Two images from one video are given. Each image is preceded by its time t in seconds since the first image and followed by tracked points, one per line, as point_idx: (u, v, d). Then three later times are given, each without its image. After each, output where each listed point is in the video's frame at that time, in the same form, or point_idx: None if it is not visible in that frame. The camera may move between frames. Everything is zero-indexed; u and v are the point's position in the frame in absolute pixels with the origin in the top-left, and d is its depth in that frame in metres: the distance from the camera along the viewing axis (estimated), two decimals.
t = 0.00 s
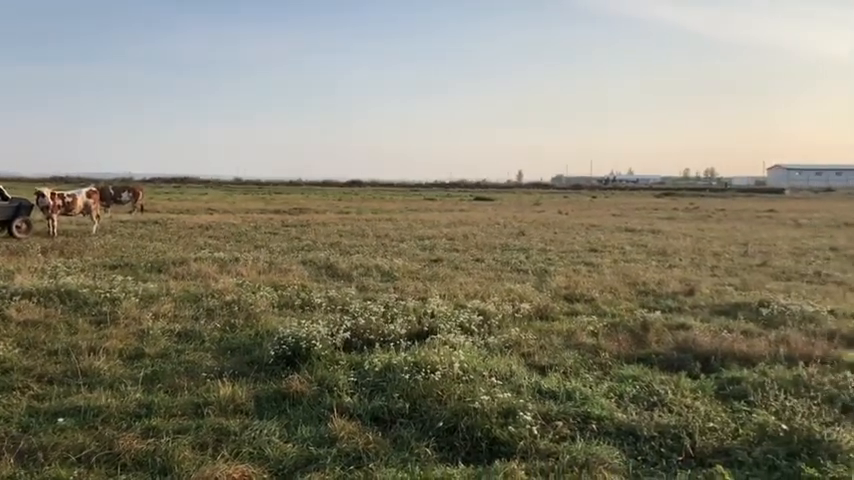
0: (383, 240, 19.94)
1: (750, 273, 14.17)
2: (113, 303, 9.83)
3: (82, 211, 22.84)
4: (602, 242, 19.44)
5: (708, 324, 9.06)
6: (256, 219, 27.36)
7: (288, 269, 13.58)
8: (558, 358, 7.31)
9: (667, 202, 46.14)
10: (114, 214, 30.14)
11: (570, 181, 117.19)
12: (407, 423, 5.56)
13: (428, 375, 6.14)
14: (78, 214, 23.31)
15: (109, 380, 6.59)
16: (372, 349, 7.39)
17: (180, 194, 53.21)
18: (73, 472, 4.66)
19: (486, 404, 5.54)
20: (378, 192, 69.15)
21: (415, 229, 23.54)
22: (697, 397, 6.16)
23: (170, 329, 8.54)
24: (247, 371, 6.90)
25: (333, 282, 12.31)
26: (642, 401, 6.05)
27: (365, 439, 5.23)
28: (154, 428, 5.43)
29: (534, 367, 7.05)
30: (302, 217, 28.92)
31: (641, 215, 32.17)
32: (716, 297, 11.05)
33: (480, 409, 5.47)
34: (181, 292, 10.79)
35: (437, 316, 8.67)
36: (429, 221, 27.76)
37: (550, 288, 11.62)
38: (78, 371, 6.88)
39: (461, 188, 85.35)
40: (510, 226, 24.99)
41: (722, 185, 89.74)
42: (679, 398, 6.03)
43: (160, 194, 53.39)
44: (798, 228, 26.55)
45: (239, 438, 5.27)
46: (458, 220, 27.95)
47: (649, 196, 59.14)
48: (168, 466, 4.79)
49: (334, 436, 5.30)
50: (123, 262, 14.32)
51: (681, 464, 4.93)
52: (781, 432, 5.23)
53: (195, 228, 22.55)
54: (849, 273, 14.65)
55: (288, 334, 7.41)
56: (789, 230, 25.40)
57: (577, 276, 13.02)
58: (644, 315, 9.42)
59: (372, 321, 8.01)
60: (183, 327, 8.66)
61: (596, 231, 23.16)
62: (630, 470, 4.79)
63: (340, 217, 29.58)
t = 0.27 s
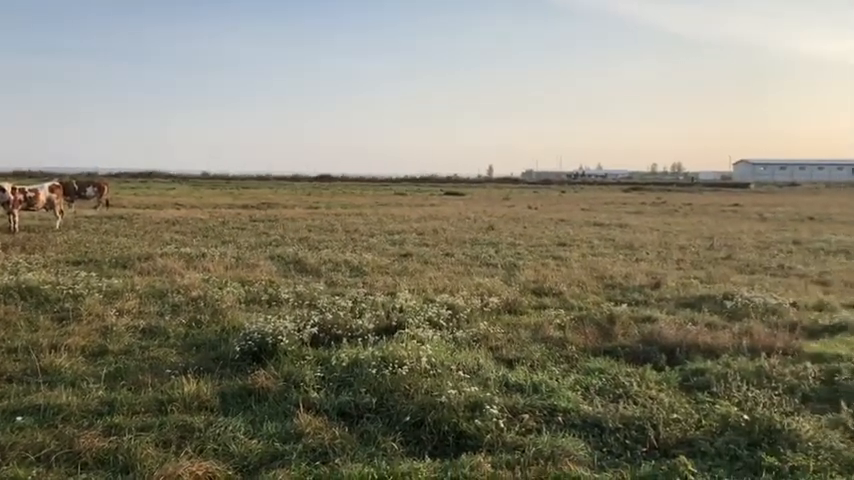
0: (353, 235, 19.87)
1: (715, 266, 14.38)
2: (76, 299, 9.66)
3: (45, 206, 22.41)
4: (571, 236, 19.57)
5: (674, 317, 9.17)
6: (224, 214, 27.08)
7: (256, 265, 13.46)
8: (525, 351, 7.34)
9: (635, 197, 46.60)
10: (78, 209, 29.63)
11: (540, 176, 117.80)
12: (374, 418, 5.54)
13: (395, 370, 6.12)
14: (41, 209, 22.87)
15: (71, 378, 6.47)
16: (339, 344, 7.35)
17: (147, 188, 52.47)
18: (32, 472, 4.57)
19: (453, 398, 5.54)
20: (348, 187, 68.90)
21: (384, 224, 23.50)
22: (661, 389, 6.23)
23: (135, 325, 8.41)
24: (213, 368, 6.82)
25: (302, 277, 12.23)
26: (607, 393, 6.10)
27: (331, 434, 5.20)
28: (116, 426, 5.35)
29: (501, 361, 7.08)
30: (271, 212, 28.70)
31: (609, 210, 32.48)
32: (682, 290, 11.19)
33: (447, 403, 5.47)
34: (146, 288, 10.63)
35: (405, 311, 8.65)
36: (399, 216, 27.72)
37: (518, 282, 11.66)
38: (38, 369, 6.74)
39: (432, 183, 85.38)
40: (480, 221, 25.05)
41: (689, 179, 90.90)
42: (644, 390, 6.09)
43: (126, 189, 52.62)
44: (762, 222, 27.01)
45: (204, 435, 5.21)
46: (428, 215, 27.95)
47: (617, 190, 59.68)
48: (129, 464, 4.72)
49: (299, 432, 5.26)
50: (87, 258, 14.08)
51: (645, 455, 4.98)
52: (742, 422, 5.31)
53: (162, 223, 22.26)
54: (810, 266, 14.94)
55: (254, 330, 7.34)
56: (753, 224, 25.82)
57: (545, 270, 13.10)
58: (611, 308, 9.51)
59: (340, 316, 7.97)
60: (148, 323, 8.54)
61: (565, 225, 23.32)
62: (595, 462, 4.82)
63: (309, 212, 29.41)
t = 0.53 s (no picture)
0: (321, 229, 19.77)
1: (680, 259, 14.58)
2: (37, 296, 9.47)
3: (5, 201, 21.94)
4: (539, 230, 19.69)
5: (639, 310, 9.28)
6: (191, 209, 26.77)
7: (223, 259, 13.33)
8: (492, 345, 7.37)
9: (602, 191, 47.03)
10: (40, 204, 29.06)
11: (508, 171, 118.25)
12: (340, 413, 5.52)
13: (362, 364, 6.10)
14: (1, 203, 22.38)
15: (31, 375, 6.34)
16: (306, 340, 7.31)
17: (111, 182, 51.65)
18: None
19: (420, 392, 5.54)
20: (317, 182, 68.53)
21: (353, 218, 23.42)
22: (626, 381, 6.30)
23: (97, 321, 8.28)
24: (177, 364, 6.73)
25: (269, 272, 12.14)
26: (573, 385, 6.15)
27: (297, 429, 5.17)
28: (77, 424, 5.26)
29: (469, 354, 7.10)
30: (238, 207, 28.44)
31: (576, 205, 32.73)
32: (647, 283, 11.33)
33: (413, 397, 5.47)
34: (109, 284, 10.46)
35: (373, 305, 8.63)
36: (368, 210, 27.66)
37: (487, 276, 11.71)
38: None
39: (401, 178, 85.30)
40: (449, 215, 25.08)
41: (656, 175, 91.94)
42: (609, 382, 6.15)
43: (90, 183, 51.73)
44: (726, 216, 27.46)
45: (167, 432, 5.14)
46: (397, 209, 27.92)
47: (585, 185, 60.14)
48: (91, 462, 4.65)
49: (265, 428, 5.22)
50: (48, 253, 13.81)
51: (609, 446, 5.03)
52: (704, 413, 5.39)
53: (126, 218, 21.92)
54: (772, 259, 15.21)
55: (219, 326, 7.27)
56: (717, 218, 26.23)
57: (513, 264, 13.17)
58: (577, 302, 9.59)
59: (307, 310, 7.93)
60: (111, 319, 8.41)
61: (533, 220, 23.45)
62: (560, 454, 4.86)
63: (277, 207, 29.19)
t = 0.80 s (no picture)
0: (289, 225, 19.63)
1: (646, 254, 14.74)
2: None
3: None
4: (508, 225, 19.78)
5: (606, 304, 9.37)
6: (157, 205, 26.40)
7: (189, 256, 13.17)
8: (461, 340, 7.38)
9: (569, 187, 47.41)
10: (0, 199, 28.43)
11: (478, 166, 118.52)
12: (308, 410, 5.48)
13: (330, 361, 6.07)
14: None
15: None
16: (274, 336, 7.25)
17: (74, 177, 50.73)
18: None
19: (388, 387, 5.53)
20: (285, 177, 68.04)
21: (322, 214, 23.31)
22: (593, 374, 6.36)
23: (60, 319, 8.13)
24: (142, 362, 6.64)
25: (236, 268, 12.02)
26: (541, 379, 6.19)
27: (264, 426, 5.12)
28: (39, 424, 5.15)
29: (437, 349, 7.10)
30: (206, 202, 28.12)
31: (545, 200, 32.94)
32: (614, 278, 11.45)
33: (381, 393, 5.46)
34: (72, 280, 10.27)
35: (342, 301, 8.59)
36: (337, 206, 27.53)
37: (456, 271, 11.73)
38: None
39: (370, 173, 85.03)
40: (418, 211, 25.08)
41: (623, 170, 92.83)
42: (576, 376, 6.20)
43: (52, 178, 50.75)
44: (691, 212, 27.85)
45: (132, 430, 5.07)
46: (367, 205, 27.85)
47: (553, 181, 60.51)
48: (53, 463, 4.56)
49: (232, 425, 5.17)
50: (9, 250, 13.52)
51: (577, 440, 5.07)
52: (670, 406, 5.46)
53: (90, 214, 21.54)
54: (735, 253, 15.46)
55: (185, 323, 7.18)
56: (683, 213, 26.60)
57: (482, 259, 13.21)
58: (545, 296, 9.65)
59: (274, 307, 7.87)
60: (74, 316, 8.26)
61: (501, 215, 23.53)
62: (528, 448, 4.89)
63: (245, 202, 28.93)
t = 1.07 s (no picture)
0: (253, 222, 19.43)
1: (610, 249, 14.88)
2: None
3: None
4: (473, 222, 19.83)
5: (570, 299, 9.44)
6: (117, 202, 25.93)
7: (151, 254, 12.95)
8: (427, 336, 7.37)
9: (534, 183, 47.70)
10: None
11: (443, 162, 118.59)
12: (272, 409, 5.42)
13: (294, 359, 6.01)
14: None
15: None
16: (237, 335, 7.16)
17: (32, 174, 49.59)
18: None
19: (353, 385, 5.49)
20: (250, 173, 67.35)
21: (286, 211, 23.13)
22: (557, 369, 6.39)
23: (16, 320, 7.92)
24: (101, 362, 6.50)
25: (199, 266, 11.86)
26: (506, 375, 6.20)
27: (227, 426, 5.05)
28: None
29: (403, 346, 7.08)
30: (167, 199, 27.70)
31: (510, 196, 33.11)
32: (578, 273, 11.54)
33: (346, 391, 5.42)
34: (29, 280, 10.03)
35: (306, 298, 8.52)
36: (302, 202, 27.32)
37: (421, 267, 11.71)
38: None
39: (336, 170, 84.57)
40: (384, 207, 25.01)
41: (587, 167, 93.68)
42: (541, 371, 6.23)
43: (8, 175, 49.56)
44: (653, 207, 28.24)
45: (91, 433, 4.96)
46: (332, 201, 27.69)
47: (518, 177, 60.87)
48: (8, 467, 4.44)
49: (194, 426, 5.09)
50: None
51: (541, 435, 5.09)
52: (633, 400, 5.51)
53: (48, 212, 21.08)
54: (696, 248, 15.70)
55: (146, 322, 7.05)
56: (645, 209, 26.94)
57: (448, 255, 13.22)
58: (510, 292, 9.68)
59: (238, 305, 7.77)
60: (31, 316, 8.06)
61: (467, 211, 23.58)
62: (493, 443, 4.89)
63: (208, 199, 28.57)
